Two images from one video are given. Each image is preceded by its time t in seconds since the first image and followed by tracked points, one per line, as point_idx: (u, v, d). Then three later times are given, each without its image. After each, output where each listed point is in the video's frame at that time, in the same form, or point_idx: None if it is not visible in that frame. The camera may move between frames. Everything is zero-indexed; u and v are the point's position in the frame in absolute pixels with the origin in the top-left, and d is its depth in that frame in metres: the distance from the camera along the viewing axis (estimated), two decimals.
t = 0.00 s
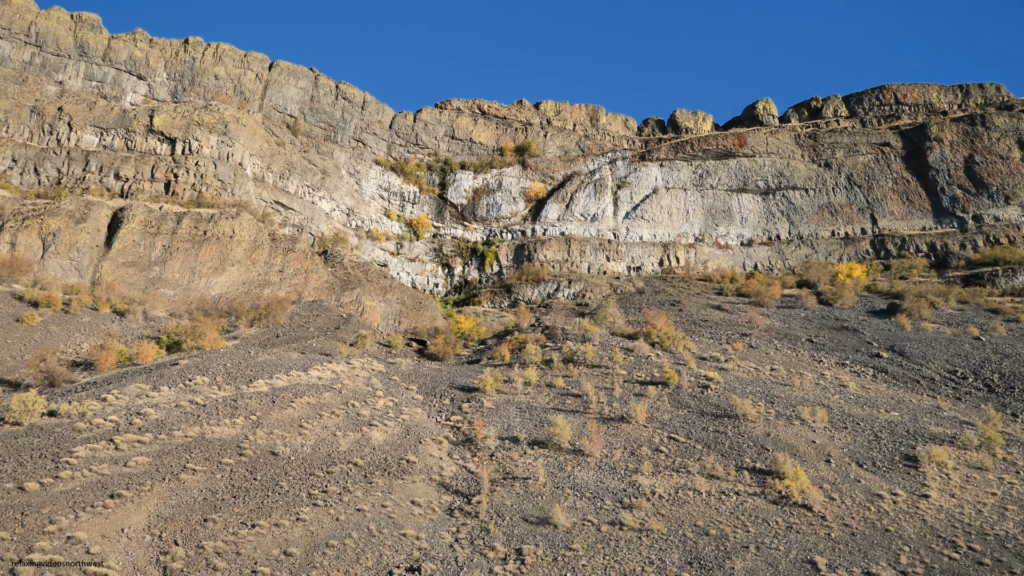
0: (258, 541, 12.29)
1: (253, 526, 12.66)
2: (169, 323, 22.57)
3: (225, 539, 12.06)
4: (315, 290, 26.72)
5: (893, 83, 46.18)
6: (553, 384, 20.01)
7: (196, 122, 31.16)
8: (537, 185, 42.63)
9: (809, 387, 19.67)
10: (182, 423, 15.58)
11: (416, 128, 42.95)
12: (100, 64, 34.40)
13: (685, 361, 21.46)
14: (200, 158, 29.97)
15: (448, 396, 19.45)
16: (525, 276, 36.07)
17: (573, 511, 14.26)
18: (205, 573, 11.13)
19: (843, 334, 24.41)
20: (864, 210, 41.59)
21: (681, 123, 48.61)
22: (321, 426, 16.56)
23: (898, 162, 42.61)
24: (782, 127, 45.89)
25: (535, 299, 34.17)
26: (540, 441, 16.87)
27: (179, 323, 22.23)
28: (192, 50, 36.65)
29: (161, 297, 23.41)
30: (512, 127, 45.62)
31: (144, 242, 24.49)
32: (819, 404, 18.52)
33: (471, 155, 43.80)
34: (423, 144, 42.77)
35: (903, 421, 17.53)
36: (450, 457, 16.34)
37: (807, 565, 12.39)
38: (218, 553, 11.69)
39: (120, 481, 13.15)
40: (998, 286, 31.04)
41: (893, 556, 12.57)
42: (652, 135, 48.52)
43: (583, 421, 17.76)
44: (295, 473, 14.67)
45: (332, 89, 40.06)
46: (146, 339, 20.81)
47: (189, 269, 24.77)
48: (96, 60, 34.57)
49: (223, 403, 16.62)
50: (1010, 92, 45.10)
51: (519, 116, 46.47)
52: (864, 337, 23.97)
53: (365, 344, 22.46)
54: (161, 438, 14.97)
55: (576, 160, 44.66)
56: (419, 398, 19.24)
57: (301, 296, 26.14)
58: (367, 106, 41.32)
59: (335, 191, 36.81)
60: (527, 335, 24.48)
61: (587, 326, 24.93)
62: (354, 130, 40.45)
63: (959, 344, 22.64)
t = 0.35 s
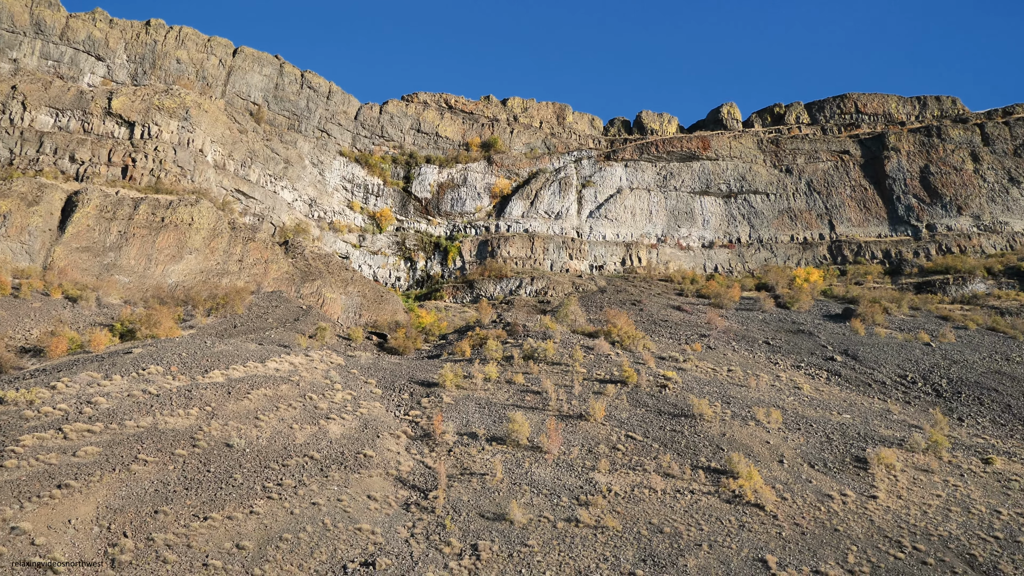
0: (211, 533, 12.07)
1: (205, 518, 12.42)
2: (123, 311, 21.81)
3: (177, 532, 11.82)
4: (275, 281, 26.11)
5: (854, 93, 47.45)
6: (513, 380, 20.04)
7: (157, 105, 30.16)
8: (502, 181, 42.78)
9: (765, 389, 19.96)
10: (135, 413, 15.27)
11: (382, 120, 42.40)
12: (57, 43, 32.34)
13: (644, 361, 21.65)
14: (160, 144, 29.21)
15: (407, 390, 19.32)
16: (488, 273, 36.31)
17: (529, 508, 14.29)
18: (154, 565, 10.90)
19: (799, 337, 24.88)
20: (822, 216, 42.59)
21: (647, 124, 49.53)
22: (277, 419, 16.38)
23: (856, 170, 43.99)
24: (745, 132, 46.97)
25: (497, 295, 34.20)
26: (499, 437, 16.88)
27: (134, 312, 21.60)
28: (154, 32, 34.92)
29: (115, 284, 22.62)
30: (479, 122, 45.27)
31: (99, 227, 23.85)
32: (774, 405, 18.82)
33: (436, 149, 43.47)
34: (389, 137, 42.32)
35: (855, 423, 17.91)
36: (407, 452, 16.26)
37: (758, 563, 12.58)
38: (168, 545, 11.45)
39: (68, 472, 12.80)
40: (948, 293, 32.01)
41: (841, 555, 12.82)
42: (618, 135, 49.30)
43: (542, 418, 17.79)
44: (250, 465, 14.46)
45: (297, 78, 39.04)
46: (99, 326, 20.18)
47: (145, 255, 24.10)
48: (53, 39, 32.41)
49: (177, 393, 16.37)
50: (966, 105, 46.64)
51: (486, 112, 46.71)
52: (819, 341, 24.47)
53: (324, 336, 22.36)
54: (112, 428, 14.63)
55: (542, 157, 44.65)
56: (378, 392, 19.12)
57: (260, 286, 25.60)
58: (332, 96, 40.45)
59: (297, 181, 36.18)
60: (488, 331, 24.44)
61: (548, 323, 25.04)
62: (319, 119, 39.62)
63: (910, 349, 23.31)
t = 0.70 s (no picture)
0: (161, 526, 11.83)
1: (155, 511, 12.17)
2: (75, 298, 20.52)
3: (126, 524, 11.56)
4: (233, 272, 25.47)
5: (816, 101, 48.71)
6: (472, 376, 20.04)
7: (115, 88, 28.64)
8: (467, 177, 42.10)
9: (721, 390, 20.21)
10: (84, 403, 14.87)
11: (347, 111, 41.27)
12: (11, 20, 30.79)
13: (604, 360, 21.79)
14: (118, 128, 27.81)
15: (366, 385, 19.29)
16: (450, 267, 35.60)
17: (485, 504, 14.29)
18: (101, 558, 10.63)
19: (756, 340, 25.27)
20: (781, 221, 43.22)
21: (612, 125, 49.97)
22: (232, 411, 16.16)
23: (816, 177, 44.94)
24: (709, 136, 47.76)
25: (460, 291, 33.83)
26: (457, 433, 16.86)
27: (88, 298, 20.42)
28: (114, 13, 33.79)
29: (68, 271, 21.16)
30: (445, 117, 44.84)
31: (52, 213, 21.99)
32: (729, 406, 19.09)
33: (401, 143, 42.70)
34: (354, 128, 41.25)
35: (808, 425, 18.26)
36: (364, 447, 16.15)
37: (710, 561, 12.75)
38: (116, 538, 11.19)
39: (13, 461, 12.35)
40: (900, 300, 32.94)
41: (791, 555, 13.04)
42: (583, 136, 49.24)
43: (501, 416, 17.77)
44: (203, 458, 14.21)
45: (262, 65, 37.93)
46: (49, 313, 19.27)
47: (100, 242, 22.59)
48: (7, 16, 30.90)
49: (129, 382, 16.06)
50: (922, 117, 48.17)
51: (453, 107, 46.19)
52: (776, 343, 24.89)
53: (282, 329, 22.06)
54: (61, 418, 14.21)
55: (507, 154, 44.51)
56: (336, 385, 19.00)
57: (218, 276, 24.87)
58: (298, 85, 39.22)
59: (259, 170, 34.86)
60: (449, 327, 24.34)
61: (510, 320, 25.00)
62: (283, 108, 38.28)
63: (863, 354, 23.93)
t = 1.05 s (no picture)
0: (111, 519, 11.56)
1: (105, 504, 11.89)
2: (27, 284, 19.67)
3: (74, 517, 11.26)
4: (192, 262, 24.77)
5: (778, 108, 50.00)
6: (433, 372, 19.99)
7: (74, 71, 27.68)
8: (433, 173, 41.81)
9: (679, 391, 20.43)
10: (33, 392, 14.46)
11: (313, 103, 40.76)
12: None
13: (565, 359, 21.93)
14: (75, 112, 26.90)
15: (325, 378, 19.15)
16: (413, 264, 35.44)
17: (443, 501, 14.25)
18: (47, 552, 10.33)
19: (715, 342, 25.59)
20: (743, 225, 43.86)
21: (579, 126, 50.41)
22: (188, 403, 15.90)
23: (776, 182, 45.83)
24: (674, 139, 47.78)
25: (421, 287, 33.60)
26: (416, 430, 16.80)
27: (40, 285, 19.68)
28: None
29: (19, 256, 20.36)
30: (412, 112, 44.43)
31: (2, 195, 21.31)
32: (688, 408, 19.30)
33: (367, 136, 42.11)
34: (320, 120, 40.63)
35: (763, 427, 18.53)
36: (321, 442, 16.00)
37: (665, 560, 12.89)
38: (63, 531, 10.90)
39: None
40: (856, 305, 33.71)
41: (744, 554, 13.23)
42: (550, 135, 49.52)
43: (461, 413, 17.75)
44: (156, 451, 13.93)
45: (226, 52, 37.27)
46: None
47: (54, 228, 21.83)
48: None
49: (81, 372, 15.74)
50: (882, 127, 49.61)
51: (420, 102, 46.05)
52: (734, 346, 25.24)
53: (241, 320, 21.82)
54: (9, 407, 13.79)
55: (473, 151, 44.19)
56: (294, 378, 18.83)
57: (176, 266, 24.22)
58: (262, 75, 38.74)
59: (222, 160, 34.25)
60: (411, 323, 24.20)
61: (472, 317, 24.98)
62: (246, 98, 37.60)
63: (818, 358, 24.41)
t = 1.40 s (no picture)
0: (57, 513, 11.28)
1: (51, 496, 11.61)
2: None
3: (19, 510, 10.98)
4: (148, 250, 24.00)
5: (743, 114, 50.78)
6: (393, 368, 19.86)
7: (27, 51, 26.78)
8: (396, 167, 40.63)
9: (638, 391, 20.62)
10: None
11: (277, 92, 39.54)
12: None
13: (526, 357, 21.97)
14: (30, 93, 25.95)
15: (283, 372, 18.91)
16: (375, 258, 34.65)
17: (400, 497, 14.19)
18: None
19: (675, 343, 25.81)
20: (704, 228, 44.41)
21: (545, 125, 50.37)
22: (140, 395, 15.60)
23: (738, 186, 46.52)
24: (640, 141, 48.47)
25: (383, 282, 33.14)
26: (374, 425, 16.70)
27: None
28: None
29: None
30: (378, 105, 43.57)
31: None
32: (646, 407, 19.50)
33: (332, 128, 40.96)
34: (283, 110, 39.40)
35: (719, 428, 18.77)
36: (278, 436, 15.83)
37: (620, 558, 12.98)
38: (6, 524, 10.60)
39: None
40: (812, 310, 34.35)
41: (697, 553, 13.42)
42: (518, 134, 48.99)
43: (419, 409, 17.68)
44: (106, 442, 13.65)
45: (189, 38, 36.23)
46: None
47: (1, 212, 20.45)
48: None
49: (29, 361, 15.25)
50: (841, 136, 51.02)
51: (386, 95, 44.82)
52: (693, 347, 25.50)
53: (198, 311, 21.59)
54: None
55: (440, 147, 43.37)
56: (251, 371, 18.56)
57: (132, 254, 23.34)
58: (226, 62, 37.47)
59: (182, 147, 33.23)
60: (371, 317, 24.01)
61: (433, 313, 24.82)
62: (209, 86, 36.40)
63: (774, 360, 24.81)
